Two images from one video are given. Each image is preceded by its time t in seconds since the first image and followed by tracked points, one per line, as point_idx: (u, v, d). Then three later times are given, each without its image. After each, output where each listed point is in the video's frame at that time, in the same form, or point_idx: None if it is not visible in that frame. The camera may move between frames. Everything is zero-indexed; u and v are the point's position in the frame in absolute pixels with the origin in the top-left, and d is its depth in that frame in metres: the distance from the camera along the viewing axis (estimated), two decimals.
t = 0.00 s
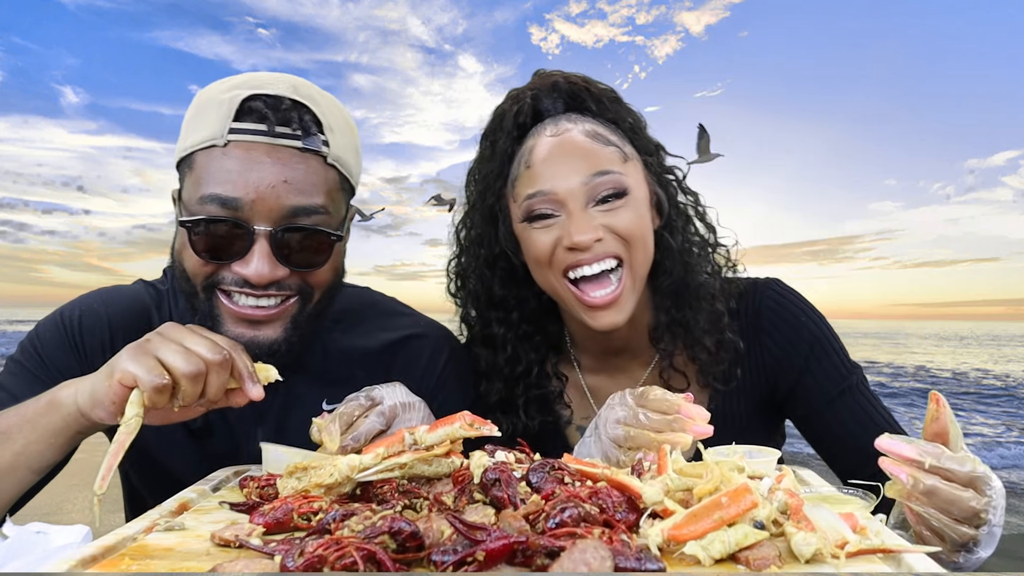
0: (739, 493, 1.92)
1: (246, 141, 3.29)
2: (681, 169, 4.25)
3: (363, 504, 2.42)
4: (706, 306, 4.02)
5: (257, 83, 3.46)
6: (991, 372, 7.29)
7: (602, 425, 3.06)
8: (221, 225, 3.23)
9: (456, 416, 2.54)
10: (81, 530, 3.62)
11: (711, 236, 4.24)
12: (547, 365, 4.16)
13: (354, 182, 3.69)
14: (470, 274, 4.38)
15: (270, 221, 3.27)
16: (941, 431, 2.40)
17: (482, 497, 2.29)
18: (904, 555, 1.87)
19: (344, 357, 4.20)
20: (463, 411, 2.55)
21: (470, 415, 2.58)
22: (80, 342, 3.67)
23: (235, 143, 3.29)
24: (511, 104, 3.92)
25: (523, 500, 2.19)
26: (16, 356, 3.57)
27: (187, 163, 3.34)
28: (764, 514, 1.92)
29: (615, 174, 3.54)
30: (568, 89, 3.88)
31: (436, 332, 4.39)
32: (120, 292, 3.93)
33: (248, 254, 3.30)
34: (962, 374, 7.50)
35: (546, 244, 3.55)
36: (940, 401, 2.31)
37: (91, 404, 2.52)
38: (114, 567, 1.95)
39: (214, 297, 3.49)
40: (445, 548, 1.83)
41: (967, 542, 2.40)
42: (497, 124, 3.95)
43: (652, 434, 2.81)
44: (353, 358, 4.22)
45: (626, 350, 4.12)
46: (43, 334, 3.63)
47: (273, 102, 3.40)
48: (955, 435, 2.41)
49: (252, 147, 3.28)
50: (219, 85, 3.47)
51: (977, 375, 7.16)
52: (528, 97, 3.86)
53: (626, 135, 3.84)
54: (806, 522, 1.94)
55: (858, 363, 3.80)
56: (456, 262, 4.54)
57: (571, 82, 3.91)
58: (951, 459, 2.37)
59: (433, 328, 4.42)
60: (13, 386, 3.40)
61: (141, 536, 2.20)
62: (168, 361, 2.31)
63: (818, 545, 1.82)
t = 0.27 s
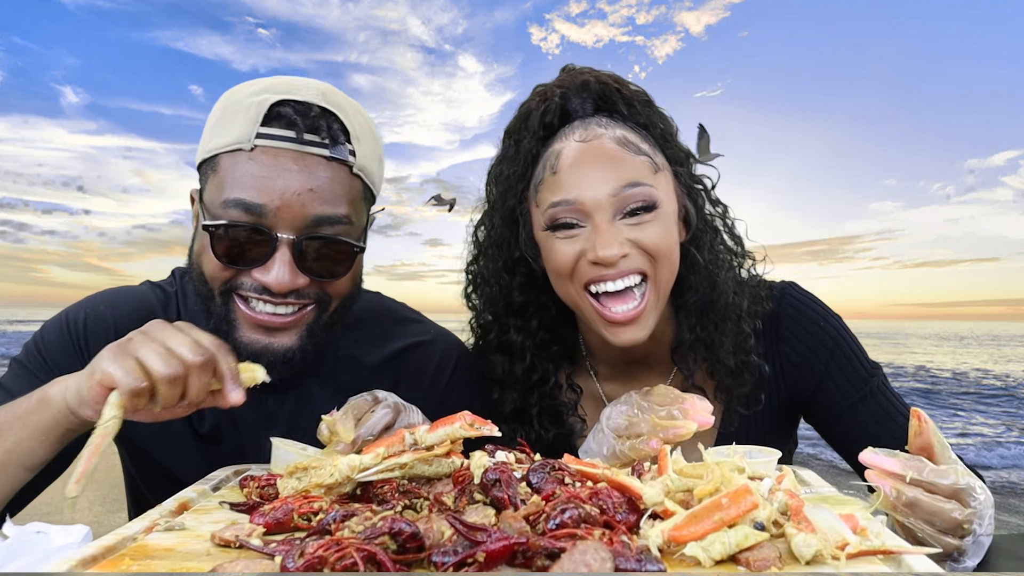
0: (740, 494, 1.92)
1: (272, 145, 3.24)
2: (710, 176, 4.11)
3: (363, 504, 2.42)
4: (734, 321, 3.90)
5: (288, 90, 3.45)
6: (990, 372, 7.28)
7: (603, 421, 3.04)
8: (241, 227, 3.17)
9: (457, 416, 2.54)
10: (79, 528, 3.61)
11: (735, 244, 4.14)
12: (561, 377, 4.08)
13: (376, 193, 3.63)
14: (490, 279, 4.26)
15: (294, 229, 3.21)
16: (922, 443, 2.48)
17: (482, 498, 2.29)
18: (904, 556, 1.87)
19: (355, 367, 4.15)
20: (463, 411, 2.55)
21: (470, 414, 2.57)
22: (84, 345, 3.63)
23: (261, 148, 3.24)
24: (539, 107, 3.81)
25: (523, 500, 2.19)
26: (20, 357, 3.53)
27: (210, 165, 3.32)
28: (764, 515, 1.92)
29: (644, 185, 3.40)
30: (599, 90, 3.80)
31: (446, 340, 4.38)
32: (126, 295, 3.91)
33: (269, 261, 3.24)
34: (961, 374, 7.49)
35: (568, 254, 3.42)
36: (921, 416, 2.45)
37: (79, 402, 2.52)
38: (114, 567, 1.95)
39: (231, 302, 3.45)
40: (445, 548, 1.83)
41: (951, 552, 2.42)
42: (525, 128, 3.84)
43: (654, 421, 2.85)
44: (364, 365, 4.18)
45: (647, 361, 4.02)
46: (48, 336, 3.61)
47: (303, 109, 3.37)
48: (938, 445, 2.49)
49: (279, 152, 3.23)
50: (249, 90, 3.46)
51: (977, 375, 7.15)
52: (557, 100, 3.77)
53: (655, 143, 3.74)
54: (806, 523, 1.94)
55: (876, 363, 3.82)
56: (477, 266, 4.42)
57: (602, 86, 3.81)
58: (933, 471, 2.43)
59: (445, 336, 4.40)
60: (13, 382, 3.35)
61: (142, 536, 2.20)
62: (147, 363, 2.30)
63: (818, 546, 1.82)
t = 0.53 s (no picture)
0: (740, 495, 1.92)
1: (291, 156, 3.14)
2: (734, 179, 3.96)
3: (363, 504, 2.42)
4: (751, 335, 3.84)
5: (307, 99, 3.37)
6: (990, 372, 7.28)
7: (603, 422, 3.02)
8: (256, 241, 3.10)
9: (457, 416, 2.53)
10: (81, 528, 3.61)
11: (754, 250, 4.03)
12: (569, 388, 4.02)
13: (393, 205, 3.52)
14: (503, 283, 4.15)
15: (312, 243, 3.13)
16: (911, 433, 2.54)
17: (483, 498, 2.29)
18: (904, 556, 1.87)
19: (363, 372, 4.14)
20: (463, 411, 2.55)
21: (471, 415, 2.57)
22: (90, 346, 3.65)
23: (280, 159, 3.14)
24: (561, 110, 3.63)
25: (523, 501, 2.19)
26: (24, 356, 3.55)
27: (226, 173, 3.25)
28: (764, 515, 1.92)
29: (669, 207, 3.22)
30: (622, 93, 3.63)
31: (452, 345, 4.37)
32: (133, 296, 3.89)
33: (286, 274, 3.18)
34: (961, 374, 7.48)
35: (586, 274, 3.29)
36: (906, 409, 2.52)
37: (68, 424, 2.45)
38: (115, 567, 1.95)
39: (246, 311, 3.44)
40: (445, 548, 1.83)
41: (944, 538, 2.44)
42: (548, 131, 3.66)
43: (656, 436, 2.84)
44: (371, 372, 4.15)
45: (662, 370, 3.95)
46: (54, 336, 3.62)
47: (323, 120, 3.29)
48: (928, 436, 2.54)
49: (299, 165, 3.12)
50: (267, 99, 3.38)
51: (976, 375, 7.15)
52: (579, 102, 3.60)
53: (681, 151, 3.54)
54: (807, 523, 1.94)
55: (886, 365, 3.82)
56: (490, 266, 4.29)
57: (625, 87, 3.63)
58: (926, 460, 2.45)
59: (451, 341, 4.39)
60: (16, 384, 3.35)
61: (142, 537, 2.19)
62: (112, 418, 2.17)
63: (818, 546, 1.82)
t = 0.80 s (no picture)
0: (740, 495, 1.93)
1: (312, 171, 3.05)
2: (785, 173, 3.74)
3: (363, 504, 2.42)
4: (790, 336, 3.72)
5: (328, 109, 3.26)
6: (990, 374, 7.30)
7: (603, 425, 3.02)
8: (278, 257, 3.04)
9: (457, 416, 2.53)
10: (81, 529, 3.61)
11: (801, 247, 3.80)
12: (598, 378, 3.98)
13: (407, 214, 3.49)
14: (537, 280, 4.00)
15: (334, 260, 3.07)
16: (920, 437, 2.50)
17: (483, 497, 2.28)
18: (904, 556, 1.87)
19: (374, 377, 3.96)
20: (463, 411, 2.54)
21: (471, 415, 2.56)
22: (95, 350, 3.59)
23: (302, 175, 3.04)
24: (613, 115, 3.40)
25: (523, 501, 2.19)
26: (28, 360, 3.51)
27: (244, 185, 3.14)
28: (764, 515, 1.92)
29: (727, 241, 3.05)
30: (677, 93, 3.38)
31: (462, 346, 4.21)
32: (140, 298, 3.82)
33: (308, 289, 3.11)
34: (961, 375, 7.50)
35: (636, 302, 3.17)
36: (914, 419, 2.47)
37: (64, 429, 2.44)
38: (115, 568, 1.95)
39: (266, 324, 3.38)
40: (445, 548, 1.83)
41: (967, 539, 2.45)
42: (597, 135, 3.44)
43: (650, 446, 2.82)
44: (383, 376, 3.98)
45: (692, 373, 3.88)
46: (58, 339, 3.58)
47: (346, 134, 3.20)
48: (935, 437, 2.50)
49: (321, 181, 3.03)
50: (287, 108, 3.26)
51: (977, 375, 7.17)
52: (631, 109, 3.37)
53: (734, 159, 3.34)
54: (806, 523, 1.94)
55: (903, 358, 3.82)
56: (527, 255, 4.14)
57: (680, 89, 3.37)
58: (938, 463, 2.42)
59: (461, 342, 4.22)
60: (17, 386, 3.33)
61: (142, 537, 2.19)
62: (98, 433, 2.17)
63: (818, 546, 1.82)
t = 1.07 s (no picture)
0: (740, 495, 1.93)
1: (344, 169, 3.01)
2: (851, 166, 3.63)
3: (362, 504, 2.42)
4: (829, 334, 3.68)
5: (354, 108, 3.23)
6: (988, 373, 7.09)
7: (603, 425, 3.02)
8: (310, 255, 2.99)
9: (456, 416, 2.53)
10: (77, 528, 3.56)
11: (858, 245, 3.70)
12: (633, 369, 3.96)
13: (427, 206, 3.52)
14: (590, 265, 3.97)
15: (365, 257, 3.05)
16: (921, 421, 2.53)
17: (482, 497, 2.28)
18: (904, 556, 1.87)
19: (384, 370, 3.96)
20: (463, 411, 2.55)
21: (471, 415, 2.57)
22: (99, 353, 3.58)
23: (333, 173, 3.01)
24: (681, 114, 3.34)
25: (523, 500, 2.19)
26: (31, 362, 3.50)
27: (271, 185, 3.11)
28: (764, 515, 1.92)
29: (767, 266, 3.05)
30: (745, 106, 3.27)
31: (468, 340, 4.29)
32: (143, 300, 3.81)
33: (340, 286, 3.07)
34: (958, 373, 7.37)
35: (670, 300, 3.25)
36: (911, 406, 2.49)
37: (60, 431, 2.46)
38: (115, 568, 1.95)
39: (294, 324, 3.31)
40: (445, 548, 1.83)
41: (972, 515, 2.49)
42: (662, 136, 3.38)
43: (647, 446, 2.81)
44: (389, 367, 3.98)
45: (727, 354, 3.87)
46: (61, 341, 3.57)
47: (373, 133, 3.17)
48: (935, 422, 2.53)
49: (352, 180, 3.00)
50: (314, 108, 3.21)
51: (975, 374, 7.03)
52: (698, 116, 3.29)
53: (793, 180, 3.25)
54: (806, 523, 1.94)
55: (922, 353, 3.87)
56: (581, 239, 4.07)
57: (752, 105, 3.26)
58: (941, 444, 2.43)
59: (467, 336, 4.30)
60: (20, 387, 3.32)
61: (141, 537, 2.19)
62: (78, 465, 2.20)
63: (818, 546, 1.82)
